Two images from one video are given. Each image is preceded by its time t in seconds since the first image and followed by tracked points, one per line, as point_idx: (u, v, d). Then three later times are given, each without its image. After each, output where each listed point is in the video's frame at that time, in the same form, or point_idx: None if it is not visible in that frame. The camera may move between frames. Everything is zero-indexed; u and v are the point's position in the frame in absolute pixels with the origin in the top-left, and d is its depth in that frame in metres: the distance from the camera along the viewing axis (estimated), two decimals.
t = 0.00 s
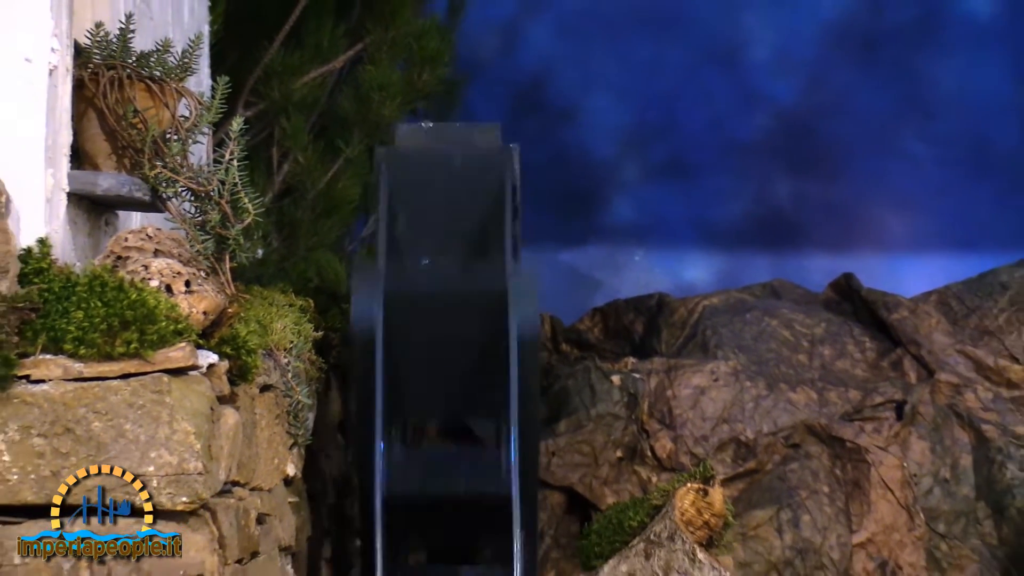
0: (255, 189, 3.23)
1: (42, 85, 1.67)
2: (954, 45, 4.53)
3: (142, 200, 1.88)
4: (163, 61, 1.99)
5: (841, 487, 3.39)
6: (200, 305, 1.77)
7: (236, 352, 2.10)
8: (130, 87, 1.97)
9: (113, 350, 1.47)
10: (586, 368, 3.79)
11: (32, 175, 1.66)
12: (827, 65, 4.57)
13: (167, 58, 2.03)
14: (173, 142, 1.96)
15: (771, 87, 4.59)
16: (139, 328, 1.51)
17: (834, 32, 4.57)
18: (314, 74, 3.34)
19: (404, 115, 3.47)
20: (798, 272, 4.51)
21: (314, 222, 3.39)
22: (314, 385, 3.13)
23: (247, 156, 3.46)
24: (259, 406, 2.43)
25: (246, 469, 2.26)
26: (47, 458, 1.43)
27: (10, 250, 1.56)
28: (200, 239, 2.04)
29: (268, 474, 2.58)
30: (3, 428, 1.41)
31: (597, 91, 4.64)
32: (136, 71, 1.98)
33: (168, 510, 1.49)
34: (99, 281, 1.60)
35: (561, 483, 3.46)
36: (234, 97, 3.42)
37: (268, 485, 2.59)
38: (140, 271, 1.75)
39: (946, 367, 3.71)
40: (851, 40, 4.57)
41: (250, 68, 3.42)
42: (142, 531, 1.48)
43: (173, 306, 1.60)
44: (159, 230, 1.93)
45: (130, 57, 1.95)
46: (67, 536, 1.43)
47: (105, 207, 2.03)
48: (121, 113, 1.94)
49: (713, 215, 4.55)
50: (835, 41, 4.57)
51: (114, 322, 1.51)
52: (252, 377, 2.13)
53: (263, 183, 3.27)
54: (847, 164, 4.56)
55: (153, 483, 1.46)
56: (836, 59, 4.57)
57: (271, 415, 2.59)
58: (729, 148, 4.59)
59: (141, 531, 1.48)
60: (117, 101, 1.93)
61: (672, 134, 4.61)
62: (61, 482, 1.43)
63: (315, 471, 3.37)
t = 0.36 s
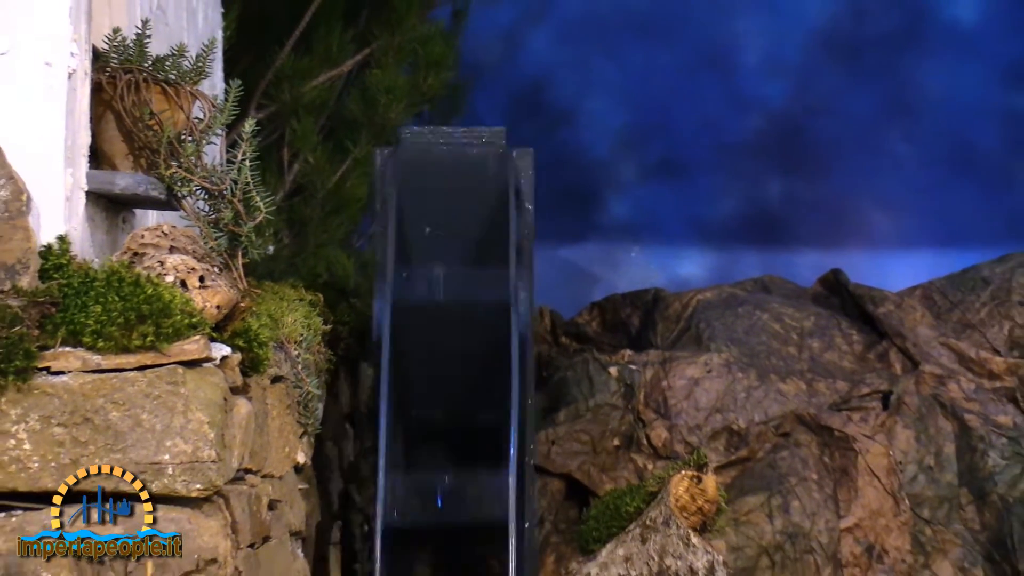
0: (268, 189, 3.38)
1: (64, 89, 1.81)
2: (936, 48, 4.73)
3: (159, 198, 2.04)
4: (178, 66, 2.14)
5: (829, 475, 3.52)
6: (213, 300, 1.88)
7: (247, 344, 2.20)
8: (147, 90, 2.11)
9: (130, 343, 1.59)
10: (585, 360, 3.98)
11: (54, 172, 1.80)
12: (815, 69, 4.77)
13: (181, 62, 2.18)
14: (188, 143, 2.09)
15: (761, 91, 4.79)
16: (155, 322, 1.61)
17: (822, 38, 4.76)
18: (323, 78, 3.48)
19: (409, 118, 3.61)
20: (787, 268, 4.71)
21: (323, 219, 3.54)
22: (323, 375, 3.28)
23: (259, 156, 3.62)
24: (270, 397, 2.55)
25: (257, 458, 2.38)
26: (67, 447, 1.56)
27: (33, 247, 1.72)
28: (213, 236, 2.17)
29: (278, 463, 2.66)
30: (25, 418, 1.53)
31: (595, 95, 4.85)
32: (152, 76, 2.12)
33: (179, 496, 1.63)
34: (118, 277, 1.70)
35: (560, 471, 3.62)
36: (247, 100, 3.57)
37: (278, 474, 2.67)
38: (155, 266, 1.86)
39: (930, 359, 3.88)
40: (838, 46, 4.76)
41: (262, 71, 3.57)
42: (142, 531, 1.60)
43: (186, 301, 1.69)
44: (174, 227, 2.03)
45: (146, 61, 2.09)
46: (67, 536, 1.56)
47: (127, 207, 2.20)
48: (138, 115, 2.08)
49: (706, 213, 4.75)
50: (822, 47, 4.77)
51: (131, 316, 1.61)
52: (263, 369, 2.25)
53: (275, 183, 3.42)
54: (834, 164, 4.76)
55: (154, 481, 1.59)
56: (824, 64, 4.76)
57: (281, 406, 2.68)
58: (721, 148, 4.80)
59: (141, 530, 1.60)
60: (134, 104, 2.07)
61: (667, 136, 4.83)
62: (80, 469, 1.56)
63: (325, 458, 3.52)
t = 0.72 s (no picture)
0: (280, 189, 3.53)
1: (82, 93, 1.83)
2: (924, 53, 4.88)
3: (174, 198, 2.16)
4: (193, 71, 2.26)
5: (819, 463, 3.67)
6: (227, 296, 2.03)
7: (259, 339, 2.34)
8: (163, 94, 2.21)
9: (147, 337, 1.66)
10: (584, 354, 4.09)
11: (72, 175, 1.82)
12: (806, 74, 4.92)
13: (196, 67, 2.29)
14: (202, 145, 2.22)
15: (753, 95, 4.94)
16: (171, 316, 1.69)
17: (812, 44, 4.91)
18: (333, 82, 3.62)
19: (415, 121, 3.75)
20: (778, 265, 4.87)
21: (333, 218, 3.70)
22: (332, 368, 3.39)
23: (271, 157, 3.77)
24: (282, 389, 2.69)
25: (269, 449, 2.53)
26: (86, 436, 1.61)
27: (54, 244, 1.75)
28: (227, 234, 2.33)
29: (289, 452, 2.80)
30: (46, 409, 1.58)
31: (594, 98, 4.99)
32: (168, 80, 2.22)
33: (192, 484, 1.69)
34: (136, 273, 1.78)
35: (560, 460, 3.76)
36: (259, 104, 3.72)
37: (287, 463, 2.80)
38: (172, 264, 1.99)
39: (916, 352, 4.03)
40: (828, 51, 4.91)
41: (274, 76, 3.72)
42: (142, 532, 1.66)
43: (201, 297, 1.78)
44: (189, 225, 2.16)
45: (162, 66, 2.19)
46: (67, 537, 1.61)
47: (145, 207, 2.35)
48: (155, 119, 2.19)
49: (701, 212, 4.91)
50: (812, 52, 4.92)
51: (148, 311, 1.68)
52: (274, 361, 2.41)
53: (286, 183, 3.57)
54: (824, 165, 4.92)
55: (169, 470, 1.65)
56: (813, 70, 4.92)
57: (293, 398, 2.84)
58: (714, 149, 4.96)
59: (142, 531, 1.66)
60: (150, 108, 2.19)
61: (663, 138, 4.98)
62: (98, 459, 1.62)
63: (335, 447, 3.68)
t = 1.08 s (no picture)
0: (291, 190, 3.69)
1: (100, 98, 2.01)
2: (912, 59, 5.04)
3: (188, 199, 2.30)
4: (207, 76, 2.40)
5: (808, 454, 3.84)
6: (239, 293, 2.14)
7: (270, 334, 2.47)
8: (178, 98, 2.35)
9: (162, 333, 1.79)
10: (582, 349, 4.29)
11: (93, 176, 1.99)
12: (796, 80, 5.08)
13: (210, 73, 2.43)
14: (216, 148, 2.36)
15: (745, 100, 5.10)
16: (186, 313, 1.82)
17: (803, 50, 5.07)
18: (342, 88, 3.78)
19: (420, 125, 3.89)
20: (770, 263, 5.01)
21: (341, 218, 3.82)
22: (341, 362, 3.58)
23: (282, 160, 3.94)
24: (292, 382, 2.84)
25: (280, 439, 2.66)
26: (104, 428, 1.75)
27: (71, 242, 1.86)
28: (239, 234, 2.46)
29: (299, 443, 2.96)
30: (65, 402, 1.72)
31: (592, 103, 5.14)
32: (183, 85, 2.37)
33: (204, 475, 1.81)
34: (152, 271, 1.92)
35: (560, 451, 3.95)
36: (270, 108, 3.87)
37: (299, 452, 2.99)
38: (186, 262, 2.11)
39: (902, 347, 4.18)
40: (817, 58, 5.07)
41: (285, 81, 3.87)
42: (142, 532, 1.78)
43: (214, 293, 1.90)
44: (203, 225, 2.31)
45: (177, 72, 2.33)
46: (67, 537, 1.74)
47: (160, 207, 2.49)
48: (170, 122, 2.34)
49: (695, 213, 5.08)
50: (802, 58, 5.07)
51: (164, 307, 1.81)
52: (285, 356, 2.53)
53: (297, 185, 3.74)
54: (814, 168, 5.08)
55: (183, 460, 1.78)
56: (803, 76, 5.08)
57: (302, 390, 2.99)
58: (708, 152, 5.12)
59: (142, 531, 1.78)
60: (166, 112, 2.33)
61: (658, 142, 5.15)
62: (115, 450, 1.75)
63: (343, 438, 3.84)
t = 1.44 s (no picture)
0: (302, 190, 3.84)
1: (116, 102, 2.18)
2: (898, 66, 5.19)
3: (202, 199, 2.45)
4: (220, 81, 2.55)
5: (798, 445, 4.00)
6: (251, 290, 2.29)
7: (280, 329, 2.62)
8: (192, 103, 2.53)
9: (177, 328, 1.97)
10: (581, 344, 4.44)
11: (109, 178, 2.17)
12: (788, 85, 5.23)
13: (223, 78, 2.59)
14: (227, 150, 2.52)
15: (738, 104, 5.25)
16: (199, 310, 2.00)
17: (794, 56, 5.22)
18: (350, 92, 3.93)
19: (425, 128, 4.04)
20: (762, 261, 5.17)
21: (349, 218, 3.95)
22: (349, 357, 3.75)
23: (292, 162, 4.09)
24: (302, 376, 2.99)
25: (290, 432, 2.81)
26: (119, 420, 1.94)
27: (88, 241, 2.11)
28: (251, 232, 2.62)
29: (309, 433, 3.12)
30: (82, 395, 1.92)
31: (591, 106, 5.29)
32: (197, 90, 2.53)
33: (216, 465, 2.00)
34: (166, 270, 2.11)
35: (559, 442, 4.11)
36: (281, 113, 4.02)
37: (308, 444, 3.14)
38: (200, 260, 2.26)
39: (888, 343, 4.33)
40: (808, 65, 5.22)
41: (295, 86, 4.02)
42: (142, 532, 1.96)
43: (226, 292, 2.09)
44: (215, 225, 2.47)
45: (191, 77, 2.49)
46: (67, 537, 1.94)
47: (173, 207, 2.62)
48: (185, 126, 2.51)
49: (689, 213, 5.24)
50: (794, 64, 5.22)
51: (179, 304, 2.00)
52: (294, 350, 2.67)
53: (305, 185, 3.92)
54: (805, 170, 5.24)
55: (196, 451, 1.96)
56: (795, 81, 5.23)
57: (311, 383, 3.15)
58: (703, 155, 5.28)
59: (142, 531, 1.96)
60: (181, 116, 2.51)
61: (655, 145, 5.30)
62: (131, 440, 1.94)
63: (351, 430, 4.00)
